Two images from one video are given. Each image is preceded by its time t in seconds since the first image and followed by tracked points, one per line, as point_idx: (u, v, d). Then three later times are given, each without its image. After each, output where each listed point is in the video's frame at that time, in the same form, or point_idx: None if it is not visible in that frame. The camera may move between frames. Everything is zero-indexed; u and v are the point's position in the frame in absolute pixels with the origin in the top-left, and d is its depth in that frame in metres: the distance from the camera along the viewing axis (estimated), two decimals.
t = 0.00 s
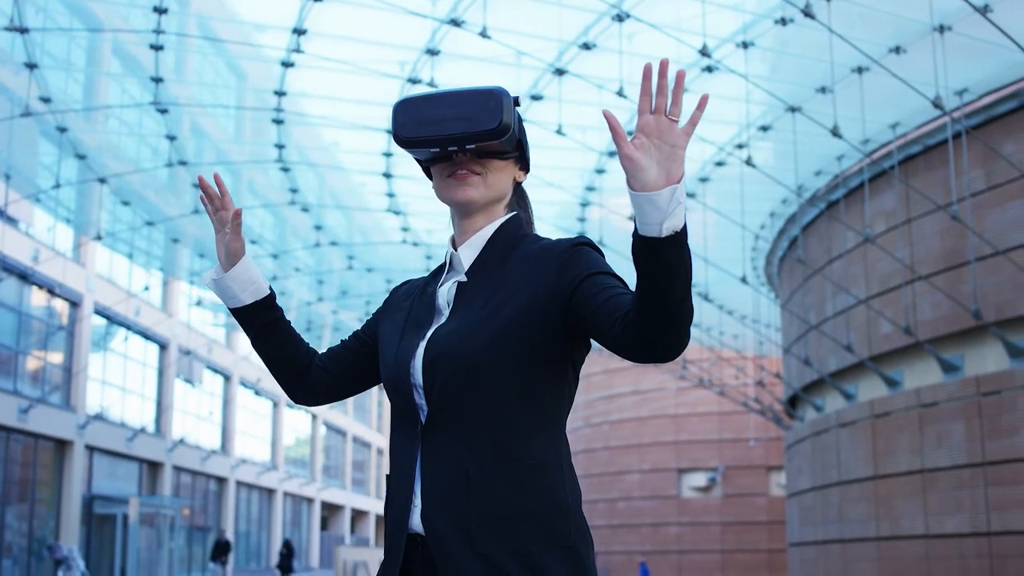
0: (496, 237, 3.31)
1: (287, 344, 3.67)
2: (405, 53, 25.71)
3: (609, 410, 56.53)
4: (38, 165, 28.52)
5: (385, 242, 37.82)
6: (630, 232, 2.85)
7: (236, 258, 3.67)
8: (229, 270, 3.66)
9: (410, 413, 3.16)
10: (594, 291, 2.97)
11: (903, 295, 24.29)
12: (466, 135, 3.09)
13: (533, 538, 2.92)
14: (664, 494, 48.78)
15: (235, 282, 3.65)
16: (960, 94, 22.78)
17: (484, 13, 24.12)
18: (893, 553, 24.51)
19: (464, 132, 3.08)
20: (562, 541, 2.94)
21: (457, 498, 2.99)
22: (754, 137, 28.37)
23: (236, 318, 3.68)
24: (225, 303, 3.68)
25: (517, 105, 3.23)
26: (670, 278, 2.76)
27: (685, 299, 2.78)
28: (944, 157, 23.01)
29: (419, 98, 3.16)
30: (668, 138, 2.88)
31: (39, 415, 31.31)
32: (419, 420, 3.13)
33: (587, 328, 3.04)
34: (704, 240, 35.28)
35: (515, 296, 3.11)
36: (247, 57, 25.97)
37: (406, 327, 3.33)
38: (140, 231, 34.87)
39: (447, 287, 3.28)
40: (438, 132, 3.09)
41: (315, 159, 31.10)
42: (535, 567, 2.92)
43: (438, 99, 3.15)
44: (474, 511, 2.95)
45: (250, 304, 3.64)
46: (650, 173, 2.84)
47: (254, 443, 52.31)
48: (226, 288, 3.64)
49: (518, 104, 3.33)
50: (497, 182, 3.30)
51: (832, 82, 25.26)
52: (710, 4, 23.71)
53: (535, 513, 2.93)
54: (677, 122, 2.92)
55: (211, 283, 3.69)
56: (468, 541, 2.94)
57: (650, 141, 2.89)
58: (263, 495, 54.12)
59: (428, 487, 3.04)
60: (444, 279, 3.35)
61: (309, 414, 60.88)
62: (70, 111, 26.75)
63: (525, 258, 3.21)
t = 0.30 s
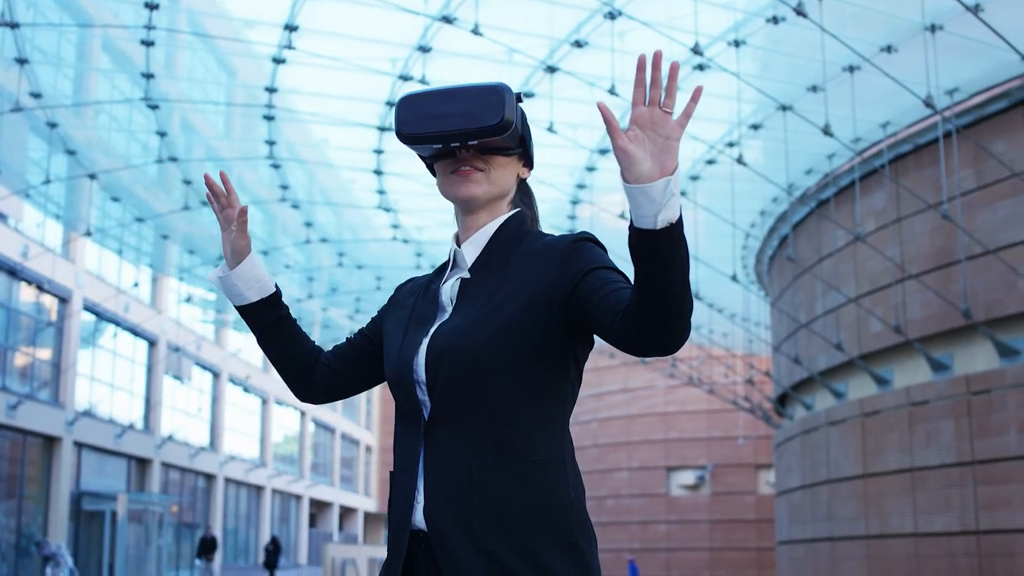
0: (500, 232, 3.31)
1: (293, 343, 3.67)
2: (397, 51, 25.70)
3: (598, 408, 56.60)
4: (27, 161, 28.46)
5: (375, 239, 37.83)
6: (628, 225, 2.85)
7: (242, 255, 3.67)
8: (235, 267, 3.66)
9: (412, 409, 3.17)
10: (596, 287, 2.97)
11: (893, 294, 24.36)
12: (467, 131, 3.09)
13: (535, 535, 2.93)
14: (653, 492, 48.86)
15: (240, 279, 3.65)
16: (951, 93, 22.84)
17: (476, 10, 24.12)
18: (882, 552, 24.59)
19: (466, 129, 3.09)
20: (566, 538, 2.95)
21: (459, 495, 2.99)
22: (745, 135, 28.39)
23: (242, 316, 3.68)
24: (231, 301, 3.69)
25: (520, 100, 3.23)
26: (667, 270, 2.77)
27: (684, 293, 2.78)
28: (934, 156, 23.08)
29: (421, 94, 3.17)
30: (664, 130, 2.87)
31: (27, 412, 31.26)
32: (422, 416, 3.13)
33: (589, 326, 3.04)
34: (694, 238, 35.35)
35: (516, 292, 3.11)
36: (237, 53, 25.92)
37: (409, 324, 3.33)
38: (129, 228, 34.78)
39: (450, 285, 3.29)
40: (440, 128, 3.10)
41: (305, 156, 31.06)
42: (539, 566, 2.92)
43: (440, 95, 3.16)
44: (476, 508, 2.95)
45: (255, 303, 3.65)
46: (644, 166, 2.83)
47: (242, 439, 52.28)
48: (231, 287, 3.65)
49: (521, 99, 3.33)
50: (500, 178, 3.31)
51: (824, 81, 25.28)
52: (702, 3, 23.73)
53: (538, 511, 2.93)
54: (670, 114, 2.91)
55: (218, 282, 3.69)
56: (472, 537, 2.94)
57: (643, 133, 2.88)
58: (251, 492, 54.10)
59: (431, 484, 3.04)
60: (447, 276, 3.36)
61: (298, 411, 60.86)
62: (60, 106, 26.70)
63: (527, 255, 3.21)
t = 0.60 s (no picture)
0: (500, 234, 3.31)
1: (294, 344, 3.67)
2: (388, 52, 25.73)
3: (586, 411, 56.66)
4: (15, 162, 28.44)
5: (364, 241, 37.84)
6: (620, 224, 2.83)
7: (243, 257, 3.68)
8: (236, 270, 3.67)
9: (414, 412, 3.16)
10: (595, 286, 2.97)
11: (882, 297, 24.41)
12: (467, 132, 3.09)
13: (535, 536, 2.92)
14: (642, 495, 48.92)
15: (242, 281, 3.66)
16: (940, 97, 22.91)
17: (467, 12, 24.14)
18: (871, 555, 24.63)
19: (466, 130, 3.08)
20: (566, 540, 2.94)
21: (459, 496, 2.98)
22: (735, 138, 28.38)
23: (244, 318, 3.69)
24: (232, 304, 3.70)
25: (519, 103, 3.23)
26: (661, 269, 2.74)
27: (680, 290, 2.75)
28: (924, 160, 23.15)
29: (423, 97, 3.16)
30: (656, 128, 2.84)
31: (15, 413, 31.22)
32: (422, 418, 3.13)
33: (589, 323, 3.03)
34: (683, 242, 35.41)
35: (516, 292, 3.11)
36: (226, 54, 25.91)
37: (410, 325, 3.33)
38: (117, 229, 34.70)
39: (451, 286, 3.29)
40: (439, 129, 3.10)
41: (294, 157, 31.03)
42: (539, 566, 2.91)
43: (442, 97, 3.16)
44: (476, 509, 2.94)
45: (256, 305, 3.66)
46: (637, 163, 2.81)
47: (230, 442, 52.23)
48: (232, 288, 3.66)
49: (522, 100, 3.32)
50: (500, 180, 3.31)
51: (813, 85, 25.32)
52: (692, 5, 23.77)
53: (538, 510, 2.92)
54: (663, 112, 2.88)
55: (219, 284, 3.70)
56: (471, 538, 2.93)
57: (637, 130, 2.85)
58: (239, 494, 54.08)
59: (431, 485, 3.03)
60: (447, 277, 3.36)
61: (285, 413, 60.83)
62: (49, 107, 26.66)
63: (526, 256, 3.21)
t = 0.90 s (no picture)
0: (503, 234, 3.32)
1: (297, 346, 3.67)
2: (378, 54, 25.74)
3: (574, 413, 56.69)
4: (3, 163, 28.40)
5: (352, 242, 37.83)
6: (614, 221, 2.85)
7: (246, 259, 3.69)
8: (240, 270, 3.68)
9: (416, 414, 3.17)
10: (597, 285, 2.98)
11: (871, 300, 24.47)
12: (469, 133, 3.10)
13: (537, 536, 2.92)
14: (630, 497, 48.98)
15: (245, 283, 3.67)
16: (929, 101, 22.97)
17: (457, 14, 24.15)
18: (859, 557, 24.69)
19: (469, 129, 3.10)
20: (569, 540, 2.94)
21: (461, 497, 2.98)
22: (724, 141, 28.42)
23: (247, 319, 3.70)
24: (235, 306, 3.71)
25: (522, 103, 3.24)
26: (657, 266, 2.74)
27: (677, 287, 2.75)
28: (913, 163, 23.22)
29: (426, 96, 3.18)
30: (643, 124, 2.86)
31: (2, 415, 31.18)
32: (424, 420, 3.14)
33: (591, 324, 3.05)
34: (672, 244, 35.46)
35: (518, 293, 3.12)
36: (214, 55, 25.85)
37: (413, 327, 3.35)
38: (105, 230, 34.63)
39: (453, 288, 3.31)
40: (440, 129, 3.11)
41: (282, 159, 30.99)
42: (541, 566, 2.91)
43: (444, 97, 3.17)
44: (479, 509, 2.95)
45: (258, 306, 3.67)
46: (627, 159, 2.82)
47: (217, 443, 52.19)
48: (235, 289, 3.67)
49: (524, 101, 3.33)
50: (503, 181, 3.31)
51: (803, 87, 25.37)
52: (683, 9, 23.80)
53: (541, 510, 2.93)
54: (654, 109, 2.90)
55: (223, 287, 3.71)
56: (472, 538, 2.94)
57: (627, 128, 2.86)
58: (226, 496, 54.04)
59: (434, 486, 3.04)
60: (450, 279, 3.37)
61: (273, 415, 60.78)
62: (37, 107, 26.61)
63: (527, 257, 3.22)
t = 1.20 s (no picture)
0: (504, 232, 3.33)
1: (298, 344, 3.66)
2: (368, 53, 25.73)
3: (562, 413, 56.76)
4: None
5: (341, 241, 37.83)
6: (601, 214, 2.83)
7: (247, 254, 3.66)
8: (240, 266, 3.65)
9: (418, 414, 3.19)
10: (596, 283, 2.99)
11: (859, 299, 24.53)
12: (470, 130, 3.10)
13: (538, 535, 2.93)
14: (617, 497, 49.06)
15: (245, 278, 3.64)
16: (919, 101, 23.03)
17: (447, 12, 24.16)
18: (848, 557, 24.75)
19: (470, 127, 3.10)
20: (568, 538, 2.96)
21: (462, 495, 2.99)
22: (713, 140, 28.45)
23: (247, 316, 3.68)
24: (236, 302, 3.68)
25: (524, 101, 3.23)
26: (650, 258, 2.72)
27: (671, 280, 2.74)
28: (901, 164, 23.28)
29: (429, 94, 3.18)
30: (626, 116, 2.82)
31: None
32: (426, 418, 3.15)
33: (592, 320, 3.06)
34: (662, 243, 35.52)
35: (517, 292, 3.13)
36: (201, 52, 25.81)
37: (415, 326, 3.36)
38: (93, 228, 34.57)
39: (455, 286, 3.32)
40: (441, 127, 3.11)
41: (271, 157, 30.95)
42: (542, 566, 2.92)
43: (445, 95, 3.17)
44: (479, 509, 2.96)
45: (259, 303, 3.64)
46: (610, 152, 2.80)
47: (205, 442, 52.14)
48: (236, 285, 3.65)
49: (526, 99, 3.33)
50: (504, 178, 3.31)
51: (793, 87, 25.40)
52: (673, 8, 23.83)
53: (541, 509, 2.94)
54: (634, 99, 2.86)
55: (223, 282, 3.68)
56: (473, 537, 2.95)
57: (607, 120, 2.83)
58: (213, 495, 54.00)
59: (435, 484, 3.05)
60: (452, 277, 3.38)
61: (260, 414, 60.74)
62: (24, 105, 26.55)
63: (529, 255, 3.24)
